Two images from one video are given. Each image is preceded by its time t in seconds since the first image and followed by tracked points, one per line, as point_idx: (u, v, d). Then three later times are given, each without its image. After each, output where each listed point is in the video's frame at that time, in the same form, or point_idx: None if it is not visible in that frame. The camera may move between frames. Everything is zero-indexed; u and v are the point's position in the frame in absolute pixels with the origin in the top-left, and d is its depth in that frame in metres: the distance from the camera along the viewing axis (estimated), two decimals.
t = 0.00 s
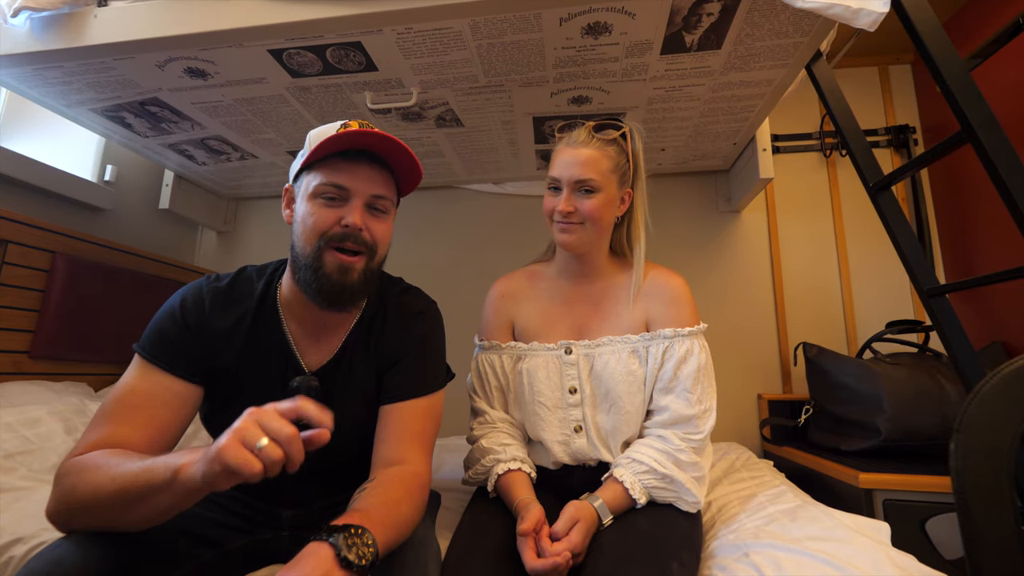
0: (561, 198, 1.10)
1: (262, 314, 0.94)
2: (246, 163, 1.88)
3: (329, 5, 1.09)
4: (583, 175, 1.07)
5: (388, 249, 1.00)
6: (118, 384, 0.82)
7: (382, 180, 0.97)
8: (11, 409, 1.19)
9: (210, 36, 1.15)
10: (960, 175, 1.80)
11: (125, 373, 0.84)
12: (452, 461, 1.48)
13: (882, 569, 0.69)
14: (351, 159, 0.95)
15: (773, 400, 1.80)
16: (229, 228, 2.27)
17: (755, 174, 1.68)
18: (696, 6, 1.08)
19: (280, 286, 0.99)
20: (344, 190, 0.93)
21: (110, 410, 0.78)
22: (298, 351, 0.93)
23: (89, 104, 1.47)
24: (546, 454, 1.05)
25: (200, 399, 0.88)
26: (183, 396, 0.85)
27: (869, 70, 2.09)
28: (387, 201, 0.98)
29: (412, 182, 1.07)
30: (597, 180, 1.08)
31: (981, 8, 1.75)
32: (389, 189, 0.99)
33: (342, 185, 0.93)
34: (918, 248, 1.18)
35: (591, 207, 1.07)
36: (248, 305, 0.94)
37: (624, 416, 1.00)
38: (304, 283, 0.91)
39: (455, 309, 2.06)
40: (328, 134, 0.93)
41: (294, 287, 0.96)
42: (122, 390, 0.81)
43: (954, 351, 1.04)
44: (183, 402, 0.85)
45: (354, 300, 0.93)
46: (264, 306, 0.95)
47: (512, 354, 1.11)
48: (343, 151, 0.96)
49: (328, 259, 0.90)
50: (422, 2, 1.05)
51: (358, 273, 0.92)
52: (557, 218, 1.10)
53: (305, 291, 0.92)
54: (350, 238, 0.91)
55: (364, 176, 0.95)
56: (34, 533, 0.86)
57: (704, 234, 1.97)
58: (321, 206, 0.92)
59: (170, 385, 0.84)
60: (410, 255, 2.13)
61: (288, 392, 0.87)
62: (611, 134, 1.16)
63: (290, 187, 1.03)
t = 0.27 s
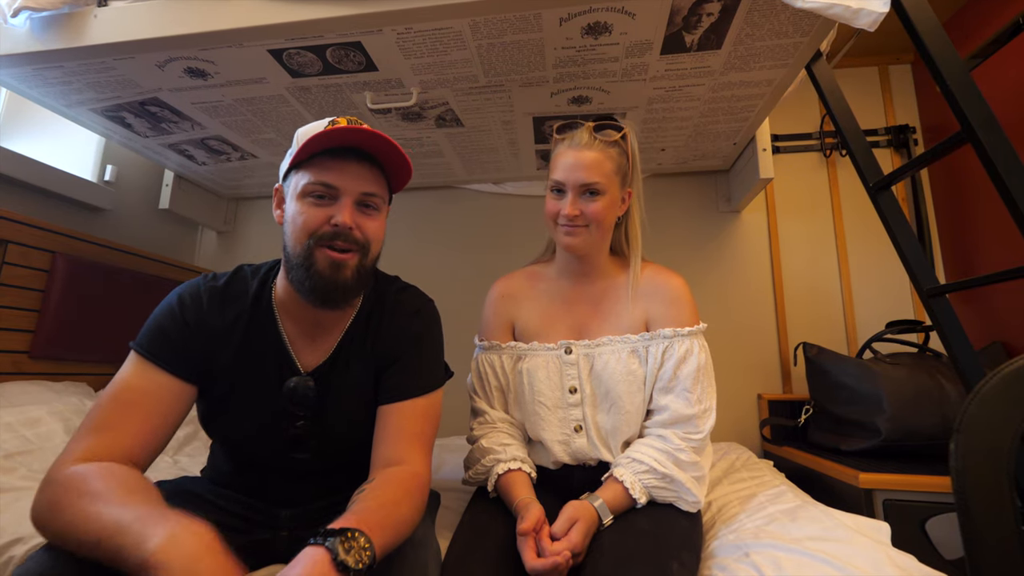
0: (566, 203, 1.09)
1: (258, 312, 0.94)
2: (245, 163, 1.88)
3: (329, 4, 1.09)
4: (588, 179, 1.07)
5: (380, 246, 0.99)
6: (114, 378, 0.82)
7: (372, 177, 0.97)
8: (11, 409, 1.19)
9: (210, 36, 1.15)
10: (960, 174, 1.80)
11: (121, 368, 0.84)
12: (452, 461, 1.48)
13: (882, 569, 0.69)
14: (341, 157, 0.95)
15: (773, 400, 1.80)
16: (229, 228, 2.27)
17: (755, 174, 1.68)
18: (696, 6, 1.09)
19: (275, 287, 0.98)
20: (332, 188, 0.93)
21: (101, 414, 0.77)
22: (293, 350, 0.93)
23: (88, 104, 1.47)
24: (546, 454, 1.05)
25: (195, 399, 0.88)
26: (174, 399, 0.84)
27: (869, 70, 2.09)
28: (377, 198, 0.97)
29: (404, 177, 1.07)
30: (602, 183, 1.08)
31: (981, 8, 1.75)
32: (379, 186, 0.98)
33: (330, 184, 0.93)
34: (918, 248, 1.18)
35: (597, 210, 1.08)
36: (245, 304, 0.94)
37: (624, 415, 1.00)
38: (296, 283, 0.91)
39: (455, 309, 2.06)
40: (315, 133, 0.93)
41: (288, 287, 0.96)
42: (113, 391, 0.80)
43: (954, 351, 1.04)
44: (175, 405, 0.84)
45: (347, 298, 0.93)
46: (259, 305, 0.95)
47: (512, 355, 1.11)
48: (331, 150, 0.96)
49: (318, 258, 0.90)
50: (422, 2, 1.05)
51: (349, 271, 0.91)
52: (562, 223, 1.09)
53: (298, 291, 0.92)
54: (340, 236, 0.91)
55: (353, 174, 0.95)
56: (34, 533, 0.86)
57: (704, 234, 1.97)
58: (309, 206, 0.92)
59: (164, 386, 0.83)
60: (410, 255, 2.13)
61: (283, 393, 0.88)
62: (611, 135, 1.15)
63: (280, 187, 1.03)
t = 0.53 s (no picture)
0: (569, 188, 1.10)
1: (257, 311, 0.94)
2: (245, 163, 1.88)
3: (329, 4, 1.09)
4: (590, 164, 1.09)
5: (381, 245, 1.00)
6: (114, 376, 0.82)
7: (373, 177, 0.97)
8: (11, 409, 1.19)
9: (210, 36, 1.15)
10: (960, 175, 1.80)
11: (120, 366, 0.84)
12: (452, 461, 1.48)
13: (882, 569, 0.69)
14: (342, 156, 0.95)
15: (773, 400, 1.80)
16: (229, 228, 2.27)
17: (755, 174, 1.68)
18: (696, 6, 1.09)
19: (275, 285, 0.99)
20: (334, 187, 0.93)
21: (100, 414, 0.77)
22: (292, 350, 0.93)
23: (88, 104, 1.47)
24: (545, 454, 1.05)
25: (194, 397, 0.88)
26: (174, 404, 0.84)
27: (869, 70, 2.09)
28: (378, 197, 0.97)
29: (404, 176, 1.07)
30: (603, 168, 1.09)
31: (982, 8, 1.75)
32: (381, 186, 0.99)
33: (332, 182, 0.93)
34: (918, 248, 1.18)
35: (600, 195, 1.08)
36: (244, 303, 0.94)
37: (625, 417, 1.01)
38: (296, 282, 0.91)
39: (455, 309, 2.06)
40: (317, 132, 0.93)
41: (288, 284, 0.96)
42: (115, 392, 0.80)
43: (954, 351, 1.04)
44: (173, 410, 0.84)
45: (347, 298, 0.93)
46: (258, 305, 0.95)
47: (513, 355, 1.11)
48: (333, 148, 0.96)
49: (319, 257, 0.90)
50: (422, 2, 1.05)
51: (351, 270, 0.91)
52: (565, 209, 1.10)
53: (298, 289, 0.92)
54: (341, 236, 0.91)
55: (355, 174, 0.95)
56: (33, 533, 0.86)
57: (704, 234, 1.97)
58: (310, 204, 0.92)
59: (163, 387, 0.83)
60: (410, 255, 2.13)
61: (282, 392, 0.88)
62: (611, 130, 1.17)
63: (280, 186, 1.03)
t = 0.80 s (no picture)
0: (571, 178, 1.10)
1: (258, 312, 0.94)
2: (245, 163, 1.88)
3: (329, 5, 1.09)
4: (591, 157, 1.10)
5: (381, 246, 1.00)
6: (115, 376, 0.82)
7: (373, 177, 0.97)
8: (11, 409, 1.19)
9: (210, 36, 1.15)
10: (960, 174, 1.80)
11: (121, 367, 0.84)
12: (452, 461, 1.48)
13: (882, 569, 0.69)
14: (343, 156, 0.95)
15: (773, 400, 1.80)
16: (229, 228, 2.27)
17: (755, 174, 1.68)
18: (696, 6, 1.08)
19: (275, 285, 0.99)
20: (334, 187, 0.93)
21: (102, 415, 0.77)
22: (293, 350, 0.93)
23: (88, 104, 1.47)
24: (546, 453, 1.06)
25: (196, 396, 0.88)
26: (176, 404, 0.84)
27: (869, 70, 2.09)
28: (379, 198, 0.97)
29: (405, 176, 1.07)
30: (603, 162, 1.11)
31: (981, 8, 1.75)
32: (381, 186, 0.98)
33: (332, 183, 0.93)
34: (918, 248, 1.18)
35: (602, 186, 1.09)
36: (245, 303, 0.94)
37: (627, 417, 1.01)
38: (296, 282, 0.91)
39: (455, 309, 2.06)
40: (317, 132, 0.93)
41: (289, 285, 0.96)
42: (116, 392, 0.79)
43: (954, 351, 1.04)
44: (175, 411, 0.84)
45: (348, 298, 0.93)
46: (259, 305, 0.95)
47: (514, 354, 1.11)
48: (333, 149, 0.96)
49: (320, 258, 0.90)
50: (422, 2, 1.05)
51: (351, 271, 0.92)
52: (568, 199, 1.09)
53: (298, 290, 0.92)
54: (341, 236, 0.91)
55: (355, 174, 0.95)
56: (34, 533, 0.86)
57: (704, 234, 1.97)
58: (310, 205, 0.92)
59: (166, 386, 0.83)
60: (410, 255, 2.13)
61: (283, 392, 0.88)
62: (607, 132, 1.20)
63: (281, 186, 1.03)
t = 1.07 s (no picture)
0: (570, 183, 1.10)
1: (259, 311, 0.94)
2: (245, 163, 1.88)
3: (329, 5, 1.09)
4: (589, 160, 1.10)
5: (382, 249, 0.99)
6: (116, 377, 0.82)
7: (375, 178, 0.97)
8: (12, 409, 1.19)
9: (211, 36, 1.15)
10: (960, 174, 1.81)
11: (123, 366, 0.84)
12: (452, 461, 1.48)
13: (881, 569, 0.70)
14: (344, 157, 0.95)
15: (773, 400, 1.80)
16: (229, 228, 2.27)
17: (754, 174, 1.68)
18: (696, 6, 1.09)
19: (277, 285, 0.99)
20: (337, 189, 0.93)
21: (103, 414, 0.77)
22: (295, 350, 0.93)
23: (88, 104, 1.47)
24: (546, 451, 1.06)
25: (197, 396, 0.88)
26: (177, 404, 0.84)
27: (869, 70, 2.09)
28: (381, 201, 0.98)
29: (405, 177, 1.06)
30: (602, 164, 1.10)
31: (981, 8, 1.75)
32: (382, 187, 0.98)
33: (334, 185, 0.93)
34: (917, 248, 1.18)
35: (601, 189, 1.09)
36: (246, 303, 0.94)
37: (628, 416, 1.01)
38: (296, 283, 0.91)
39: (455, 309, 2.06)
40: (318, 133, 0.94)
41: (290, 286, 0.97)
42: (118, 391, 0.80)
43: (953, 351, 1.05)
44: (176, 411, 0.84)
45: (347, 300, 0.93)
46: (262, 305, 0.95)
47: (515, 354, 1.11)
48: (335, 149, 0.96)
49: (321, 260, 0.90)
50: (422, 3, 1.05)
51: (351, 273, 0.92)
52: (568, 204, 1.09)
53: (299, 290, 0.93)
54: (343, 237, 0.91)
55: (357, 175, 0.95)
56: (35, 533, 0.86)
57: (704, 234, 1.97)
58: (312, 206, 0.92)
59: (168, 387, 0.83)
60: (410, 255, 2.13)
61: (284, 391, 0.88)
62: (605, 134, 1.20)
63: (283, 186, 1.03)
